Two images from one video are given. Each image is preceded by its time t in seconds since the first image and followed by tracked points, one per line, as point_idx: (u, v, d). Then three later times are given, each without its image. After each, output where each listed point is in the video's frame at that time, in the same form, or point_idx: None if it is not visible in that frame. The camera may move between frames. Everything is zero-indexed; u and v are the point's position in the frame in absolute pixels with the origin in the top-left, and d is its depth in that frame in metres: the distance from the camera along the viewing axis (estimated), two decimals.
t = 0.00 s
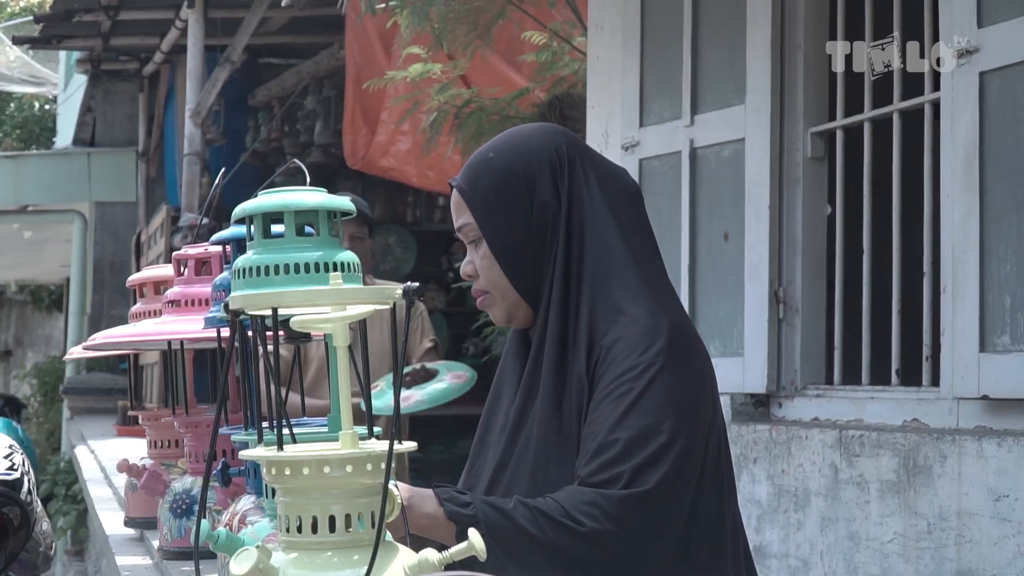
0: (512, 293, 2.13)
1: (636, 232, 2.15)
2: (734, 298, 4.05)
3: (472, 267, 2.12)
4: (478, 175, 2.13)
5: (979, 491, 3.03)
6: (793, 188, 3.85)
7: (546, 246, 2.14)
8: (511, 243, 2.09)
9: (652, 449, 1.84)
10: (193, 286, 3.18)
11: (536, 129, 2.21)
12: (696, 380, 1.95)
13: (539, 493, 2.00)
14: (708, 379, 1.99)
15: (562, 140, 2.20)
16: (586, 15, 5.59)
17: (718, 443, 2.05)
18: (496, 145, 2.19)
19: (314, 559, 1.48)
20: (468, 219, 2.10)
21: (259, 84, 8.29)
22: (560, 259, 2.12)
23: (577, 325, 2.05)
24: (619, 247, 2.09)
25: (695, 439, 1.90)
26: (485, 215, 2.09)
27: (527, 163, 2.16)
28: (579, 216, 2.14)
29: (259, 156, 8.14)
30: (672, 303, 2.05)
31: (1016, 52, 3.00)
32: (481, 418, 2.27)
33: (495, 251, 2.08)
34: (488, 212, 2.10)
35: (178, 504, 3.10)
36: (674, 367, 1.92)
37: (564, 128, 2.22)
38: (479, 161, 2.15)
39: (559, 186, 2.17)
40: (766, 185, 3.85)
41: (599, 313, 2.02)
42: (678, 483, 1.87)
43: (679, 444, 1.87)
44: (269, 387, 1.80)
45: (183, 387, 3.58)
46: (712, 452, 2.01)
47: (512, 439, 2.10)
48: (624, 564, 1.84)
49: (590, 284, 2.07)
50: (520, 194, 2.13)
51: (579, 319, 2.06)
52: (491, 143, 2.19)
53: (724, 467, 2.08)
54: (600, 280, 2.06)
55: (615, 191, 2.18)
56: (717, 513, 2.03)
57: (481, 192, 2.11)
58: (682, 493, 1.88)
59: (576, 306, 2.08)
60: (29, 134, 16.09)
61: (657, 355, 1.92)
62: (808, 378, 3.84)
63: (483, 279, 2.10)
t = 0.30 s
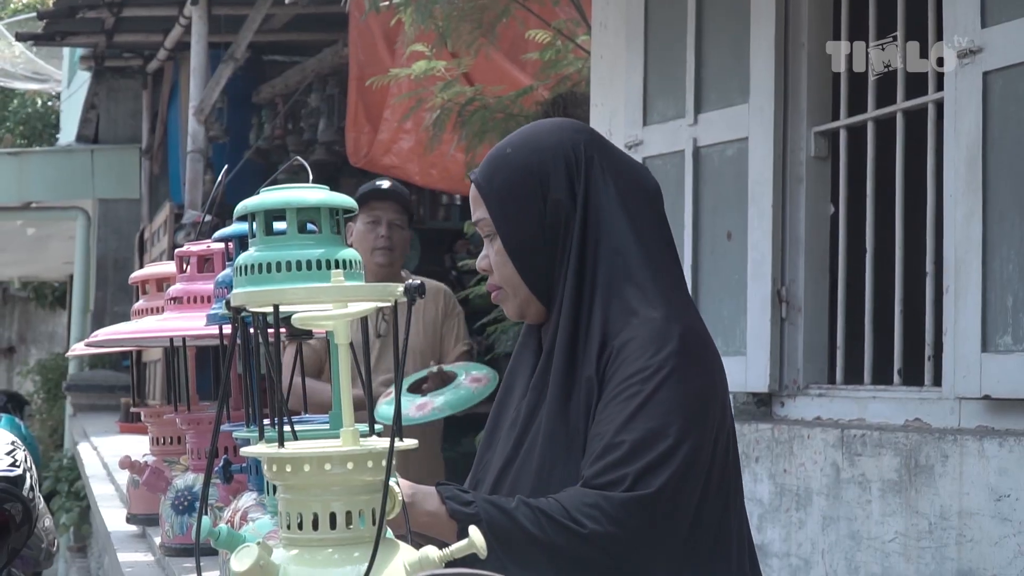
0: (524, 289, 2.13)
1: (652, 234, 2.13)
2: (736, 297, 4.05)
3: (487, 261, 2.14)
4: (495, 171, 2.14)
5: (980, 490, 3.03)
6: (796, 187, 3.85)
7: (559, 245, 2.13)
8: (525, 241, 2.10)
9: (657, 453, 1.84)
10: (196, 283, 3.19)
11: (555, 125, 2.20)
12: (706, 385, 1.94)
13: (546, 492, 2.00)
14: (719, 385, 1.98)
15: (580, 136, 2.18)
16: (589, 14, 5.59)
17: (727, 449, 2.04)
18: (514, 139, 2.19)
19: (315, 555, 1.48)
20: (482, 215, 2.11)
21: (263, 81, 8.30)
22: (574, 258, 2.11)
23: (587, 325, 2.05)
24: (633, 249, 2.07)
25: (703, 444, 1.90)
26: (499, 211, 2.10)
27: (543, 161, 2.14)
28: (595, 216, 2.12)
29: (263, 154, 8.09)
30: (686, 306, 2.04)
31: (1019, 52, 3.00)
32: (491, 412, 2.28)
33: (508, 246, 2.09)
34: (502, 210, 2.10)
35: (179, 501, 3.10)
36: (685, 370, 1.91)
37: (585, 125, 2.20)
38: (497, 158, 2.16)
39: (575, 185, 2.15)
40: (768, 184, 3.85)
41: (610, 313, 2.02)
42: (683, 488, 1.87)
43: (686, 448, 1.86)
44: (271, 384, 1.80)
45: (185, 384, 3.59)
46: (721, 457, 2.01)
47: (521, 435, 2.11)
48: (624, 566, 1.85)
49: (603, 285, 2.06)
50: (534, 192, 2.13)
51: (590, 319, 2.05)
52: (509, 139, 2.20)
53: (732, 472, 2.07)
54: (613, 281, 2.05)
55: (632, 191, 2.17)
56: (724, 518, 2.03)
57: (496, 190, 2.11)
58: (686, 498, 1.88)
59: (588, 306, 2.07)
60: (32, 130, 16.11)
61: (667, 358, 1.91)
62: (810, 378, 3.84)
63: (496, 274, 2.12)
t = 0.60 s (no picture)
0: (530, 284, 2.15)
1: (658, 229, 2.11)
2: (738, 290, 4.05)
3: (496, 253, 2.16)
4: (504, 164, 2.13)
5: (981, 485, 3.03)
6: (799, 181, 3.84)
7: (564, 239, 2.12)
8: (530, 237, 2.10)
9: (660, 446, 1.84)
10: (197, 276, 3.19)
11: (564, 118, 2.17)
12: (711, 380, 1.93)
13: (551, 483, 2.00)
14: (725, 380, 1.97)
15: (587, 130, 2.16)
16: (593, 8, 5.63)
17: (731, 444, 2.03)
18: (526, 132, 2.18)
19: (315, 547, 1.48)
20: (491, 208, 2.12)
21: (266, 74, 8.29)
22: (580, 251, 2.09)
23: (592, 318, 2.05)
24: (639, 244, 2.06)
25: (707, 439, 1.89)
26: (507, 205, 2.11)
27: (551, 155, 2.13)
28: (600, 211, 2.10)
29: (265, 147, 8.13)
30: (693, 302, 2.03)
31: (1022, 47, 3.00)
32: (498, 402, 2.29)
33: (515, 241, 2.10)
34: (509, 204, 2.11)
35: (181, 493, 3.10)
36: (689, 365, 1.90)
37: (593, 118, 2.18)
38: (506, 151, 2.15)
39: (581, 179, 2.13)
40: (771, 178, 3.84)
41: (616, 307, 2.01)
42: (686, 482, 1.87)
43: (689, 442, 1.86)
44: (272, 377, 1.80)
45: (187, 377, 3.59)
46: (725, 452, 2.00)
47: (527, 427, 2.11)
48: (626, 558, 1.85)
49: (610, 279, 2.05)
50: (540, 187, 2.12)
51: (596, 312, 2.05)
52: (519, 131, 2.18)
53: (737, 467, 2.07)
54: (619, 276, 2.04)
55: (640, 184, 2.14)
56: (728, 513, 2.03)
57: (504, 185, 2.11)
58: (689, 492, 1.88)
59: (595, 301, 2.06)
60: (35, 124, 16.13)
61: (672, 353, 1.90)
62: (812, 372, 3.83)
63: (503, 267, 2.14)
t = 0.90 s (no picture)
0: (537, 273, 2.14)
1: (665, 222, 2.10)
2: (741, 281, 4.04)
3: (504, 241, 2.15)
4: (512, 155, 2.11)
5: (983, 475, 3.03)
6: (801, 171, 3.83)
7: (572, 231, 2.10)
8: (538, 228, 2.09)
9: (666, 427, 1.84)
10: (199, 267, 3.19)
11: (572, 109, 2.15)
12: (718, 366, 1.93)
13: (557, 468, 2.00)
14: (731, 368, 1.97)
15: (596, 122, 2.13)
16: None
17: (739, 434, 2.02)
18: (534, 123, 2.15)
19: (317, 537, 1.48)
20: (499, 197, 2.11)
21: (268, 64, 8.29)
22: (588, 241, 2.08)
23: (599, 306, 2.05)
24: (645, 236, 2.05)
25: (712, 423, 1.89)
26: (515, 195, 2.09)
27: (558, 147, 2.11)
28: (608, 203, 2.08)
29: (268, 137, 8.15)
30: (700, 293, 2.02)
31: None
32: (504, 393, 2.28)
33: (522, 231, 2.09)
34: (518, 192, 2.09)
35: (183, 483, 3.10)
36: (695, 349, 1.90)
37: (602, 110, 2.16)
38: (514, 140, 2.13)
39: (589, 171, 2.11)
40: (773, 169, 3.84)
41: (622, 295, 2.01)
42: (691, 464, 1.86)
43: (694, 424, 1.86)
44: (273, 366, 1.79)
45: (189, 367, 3.59)
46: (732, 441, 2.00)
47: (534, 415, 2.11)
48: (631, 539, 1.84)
49: (617, 269, 2.04)
50: (548, 177, 2.10)
51: (602, 301, 2.05)
52: (528, 122, 2.16)
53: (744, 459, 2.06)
54: (625, 266, 2.04)
55: (648, 176, 2.13)
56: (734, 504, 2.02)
57: (512, 176, 2.09)
58: (694, 475, 1.87)
59: (602, 291, 2.05)
60: (37, 114, 16.12)
61: (678, 337, 1.91)
62: (814, 362, 3.83)
63: (511, 256, 2.13)
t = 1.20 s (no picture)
0: (532, 263, 2.13)
1: (657, 216, 2.11)
2: (741, 271, 4.04)
3: (498, 233, 2.13)
4: (507, 148, 2.11)
5: (983, 465, 3.03)
6: (802, 161, 3.83)
7: (567, 223, 2.09)
8: (534, 221, 2.08)
9: (669, 411, 1.84)
10: (199, 256, 3.18)
11: (566, 104, 2.14)
12: (716, 352, 1.93)
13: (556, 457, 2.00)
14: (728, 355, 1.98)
15: (590, 117, 2.12)
16: None
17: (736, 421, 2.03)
18: (529, 116, 2.15)
19: (317, 526, 1.48)
20: (494, 189, 2.10)
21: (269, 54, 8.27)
22: (585, 233, 2.07)
23: (598, 295, 2.05)
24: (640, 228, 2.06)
25: (712, 408, 1.90)
26: (511, 187, 2.08)
27: (554, 140, 2.10)
28: (603, 196, 2.08)
29: (268, 126, 8.18)
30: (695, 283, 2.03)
31: None
32: (500, 384, 2.27)
33: (517, 224, 2.08)
34: (513, 183, 2.08)
35: (184, 472, 3.11)
36: (694, 335, 1.90)
37: (595, 104, 2.15)
38: (509, 134, 2.12)
39: (584, 164, 2.10)
40: (774, 158, 3.83)
41: (620, 284, 2.01)
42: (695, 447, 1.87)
43: (695, 407, 1.86)
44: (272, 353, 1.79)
45: (189, 356, 3.59)
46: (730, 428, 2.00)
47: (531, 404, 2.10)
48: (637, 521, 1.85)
49: (614, 261, 2.04)
50: (543, 170, 2.09)
51: (600, 290, 2.05)
52: (523, 116, 2.15)
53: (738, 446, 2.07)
54: (622, 256, 2.04)
55: (642, 171, 2.13)
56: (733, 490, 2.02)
57: (508, 169, 2.08)
58: (698, 459, 1.88)
59: (600, 282, 2.05)
60: (37, 104, 16.11)
61: (676, 324, 1.91)
62: (814, 352, 3.83)
63: (506, 247, 2.11)
